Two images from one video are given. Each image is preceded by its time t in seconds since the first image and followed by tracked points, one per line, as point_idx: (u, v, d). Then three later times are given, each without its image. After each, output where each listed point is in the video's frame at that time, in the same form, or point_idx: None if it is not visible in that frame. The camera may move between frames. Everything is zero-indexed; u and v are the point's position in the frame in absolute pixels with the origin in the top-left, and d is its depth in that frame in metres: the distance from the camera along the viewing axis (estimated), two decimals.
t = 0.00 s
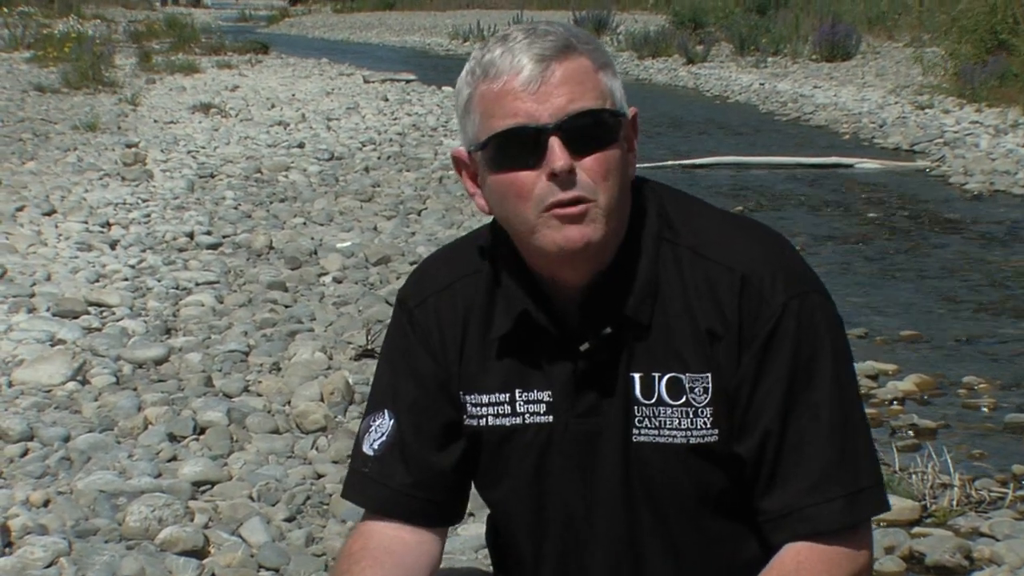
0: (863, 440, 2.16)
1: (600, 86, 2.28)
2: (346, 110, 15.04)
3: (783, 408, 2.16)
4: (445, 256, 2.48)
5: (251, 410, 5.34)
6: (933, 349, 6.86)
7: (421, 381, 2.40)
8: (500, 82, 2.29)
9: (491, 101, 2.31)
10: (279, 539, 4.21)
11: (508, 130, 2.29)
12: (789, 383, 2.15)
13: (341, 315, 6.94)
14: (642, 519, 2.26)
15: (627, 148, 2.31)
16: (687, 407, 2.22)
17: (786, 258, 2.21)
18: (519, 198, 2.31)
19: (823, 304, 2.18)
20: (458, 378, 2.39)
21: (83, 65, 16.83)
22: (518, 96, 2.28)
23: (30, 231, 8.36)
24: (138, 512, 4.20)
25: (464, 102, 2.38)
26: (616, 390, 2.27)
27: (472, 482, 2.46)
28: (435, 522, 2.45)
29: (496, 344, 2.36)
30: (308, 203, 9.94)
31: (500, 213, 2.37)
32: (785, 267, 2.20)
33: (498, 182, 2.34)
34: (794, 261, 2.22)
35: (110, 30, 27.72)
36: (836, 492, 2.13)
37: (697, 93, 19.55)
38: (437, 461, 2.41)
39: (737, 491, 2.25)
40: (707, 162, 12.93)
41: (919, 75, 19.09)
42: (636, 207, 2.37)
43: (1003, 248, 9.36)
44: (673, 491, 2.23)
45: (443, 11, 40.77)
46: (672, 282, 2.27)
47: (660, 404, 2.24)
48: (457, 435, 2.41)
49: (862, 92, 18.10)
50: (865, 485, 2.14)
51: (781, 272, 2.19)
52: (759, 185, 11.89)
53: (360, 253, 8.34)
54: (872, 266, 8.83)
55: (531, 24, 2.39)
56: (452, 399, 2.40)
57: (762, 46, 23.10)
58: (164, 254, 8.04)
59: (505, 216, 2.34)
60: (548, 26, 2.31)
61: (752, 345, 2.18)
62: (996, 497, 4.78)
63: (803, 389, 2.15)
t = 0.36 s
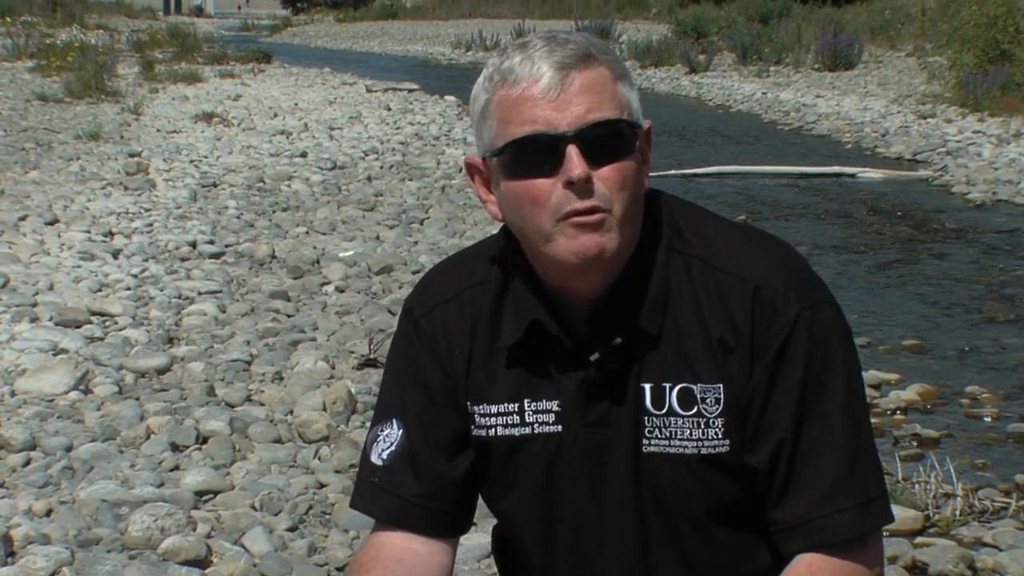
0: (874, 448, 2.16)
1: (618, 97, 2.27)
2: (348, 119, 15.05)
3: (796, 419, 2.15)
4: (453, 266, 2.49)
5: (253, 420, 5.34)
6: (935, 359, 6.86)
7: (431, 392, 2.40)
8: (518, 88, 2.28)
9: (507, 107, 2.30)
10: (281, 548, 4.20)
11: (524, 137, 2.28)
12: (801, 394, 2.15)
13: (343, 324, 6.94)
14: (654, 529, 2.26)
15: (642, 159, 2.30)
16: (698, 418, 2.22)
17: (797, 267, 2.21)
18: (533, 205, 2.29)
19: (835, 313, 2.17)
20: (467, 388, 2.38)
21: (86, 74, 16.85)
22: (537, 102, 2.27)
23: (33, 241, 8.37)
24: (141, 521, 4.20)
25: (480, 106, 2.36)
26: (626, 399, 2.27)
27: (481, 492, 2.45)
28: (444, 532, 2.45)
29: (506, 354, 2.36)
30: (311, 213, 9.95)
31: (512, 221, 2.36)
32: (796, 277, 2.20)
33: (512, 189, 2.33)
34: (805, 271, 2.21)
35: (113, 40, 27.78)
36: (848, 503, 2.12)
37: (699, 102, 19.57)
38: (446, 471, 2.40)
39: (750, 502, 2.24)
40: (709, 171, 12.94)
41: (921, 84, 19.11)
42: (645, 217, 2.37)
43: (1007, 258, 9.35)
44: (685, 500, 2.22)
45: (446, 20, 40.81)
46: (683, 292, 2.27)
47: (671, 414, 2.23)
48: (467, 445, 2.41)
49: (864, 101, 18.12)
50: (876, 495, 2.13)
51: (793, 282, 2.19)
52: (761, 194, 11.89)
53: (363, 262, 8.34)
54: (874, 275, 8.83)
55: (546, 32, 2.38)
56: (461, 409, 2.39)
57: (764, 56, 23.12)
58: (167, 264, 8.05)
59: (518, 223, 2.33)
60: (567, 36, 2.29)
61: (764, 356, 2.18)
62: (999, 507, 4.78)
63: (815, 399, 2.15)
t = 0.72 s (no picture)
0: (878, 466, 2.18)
1: (620, 118, 2.28)
2: (347, 132, 15.05)
3: (801, 440, 2.17)
4: (456, 281, 2.49)
5: (252, 432, 5.34)
6: (934, 371, 6.86)
7: (432, 407, 2.40)
8: (519, 109, 2.29)
9: (508, 128, 2.31)
10: (280, 561, 4.19)
11: (524, 158, 2.29)
12: (806, 415, 2.16)
13: (343, 336, 6.94)
14: (658, 548, 2.26)
15: (643, 179, 2.31)
16: (702, 437, 2.22)
17: (799, 289, 2.22)
18: (532, 227, 2.31)
19: (838, 333, 2.19)
20: (468, 404, 2.38)
21: (85, 86, 16.85)
22: (537, 124, 2.28)
23: (32, 253, 8.37)
24: (139, 534, 4.20)
25: (481, 124, 2.37)
26: (628, 420, 2.27)
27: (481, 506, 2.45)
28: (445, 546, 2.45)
29: (507, 371, 2.36)
30: (310, 225, 9.95)
31: (512, 240, 2.37)
32: (799, 300, 2.21)
33: (511, 210, 2.35)
34: (809, 292, 2.22)
35: (113, 52, 27.80)
36: (855, 522, 2.15)
37: (699, 114, 19.57)
38: (449, 486, 2.40)
39: (752, 520, 2.25)
40: (708, 183, 12.95)
41: (920, 96, 19.11)
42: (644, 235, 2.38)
43: (1006, 271, 9.35)
44: (686, 520, 2.23)
45: (446, 33, 40.82)
46: (685, 312, 2.28)
47: (674, 433, 2.23)
48: (468, 460, 2.41)
49: (863, 113, 18.13)
50: (881, 514, 2.16)
51: (797, 303, 2.20)
52: (761, 206, 11.90)
53: (362, 274, 8.34)
54: (874, 288, 8.83)
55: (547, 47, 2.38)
56: (462, 426, 2.39)
57: (763, 68, 23.11)
58: (166, 276, 8.05)
59: (517, 244, 2.35)
60: (569, 55, 2.30)
61: (768, 377, 2.19)
62: (998, 519, 4.78)
63: (822, 417, 2.17)
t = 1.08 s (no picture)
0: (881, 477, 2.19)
1: (627, 124, 2.27)
2: (347, 137, 15.06)
3: (806, 449, 2.17)
4: (461, 286, 2.48)
5: (251, 437, 5.34)
6: (934, 377, 6.86)
7: (435, 411, 2.39)
8: (525, 115, 2.29)
9: (514, 133, 2.31)
10: (280, 566, 4.19)
11: (529, 164, 2.29)
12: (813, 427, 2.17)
13: (342, 342, 6.94)
14: (660, 555, 2.26)
15: (649, 187, 2.31)
16: (706, 446, 2.21)
17: (804, 299, 2.22)
18: (537, 233, 2.31)
19: (842, 343, 2.19)
20: (472, 410, 2.38)
21: (85, 91, 16.86)
22: (543, 130, 2.28)
23: (32, 259, 8.37)
24: (139, 540, 4.20)
25: (488, 129, 2.38)
26: (632, 428, 2.26)
27: (482, 510, 2.45)
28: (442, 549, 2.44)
29: (510, 377, 2.35)
30: (309, 230, 9.96)
31: (518, 245, 2.37)
32: (805, 311, 2.21)
33: (515, 215, 2.35)
34: (814, 302, 2.22)
35: (113, 57, 27.83)
36: (859, 534, 2.15)
37: (698, 120, 19.57)
38: (451, 491, 2.40)
39: (753, 530, 2.25)
40: (707, 189, 12.95)
41: (919, 102, 19.11)
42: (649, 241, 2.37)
43: (1006, 276, 9.35)
44: (690, 529, 2.22)
45: (446, 38, 40.85)
46: (691, 319, 2.27)
47: (678, 442, 2.22)
48: (471, 465, 2.40)
49: (863, 119, 18.12)
50: (884, 526, 2.17)
51: (803, 315, 2.20)
52: (760, 212, 11.90)
53: (362, 279, 8.34)
54: (874, 293, 8.83)
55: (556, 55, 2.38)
56: (466, 431, 2.39)
57: (762, 73, 23.11)
58: (165, 281, 8.05)
59: (522, 248, 2.35)
60: (577, 61, 2.30)
61: (774, 387, 2.19)
62: (998, 526, 4.77)
63: (828, 428, 2.17)
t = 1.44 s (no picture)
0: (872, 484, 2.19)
1: (613, 154, 2.22)
2: (344, 146, 15.06)
3: (798, 462, 2.17)
4: (450, 296, 2.48)
5: (248, 446, 5.34)
6: (930, 385, 6.86)
7: (424, 424, 2.39)
8: (512, 154, 2.22)
9: (499, 170, 2.25)
10: (277, 574, 4.18)
11: (517, 206, 2.24)
12: (803, 438, 2.17)
13: (339, 350, 6.94)
14: (653, 567, 2.26)
15: (637, 209, 2.28)
16: (696, 461, 2.22)
17: (792, 307, 2.21)
18: (526, 269, 2.28)
19: (831, 351, 2.18)
20: (462, 421, 2.38)
21: (82, 100, 16.86)
22: (530, 172, 2.22)
23: (28, 267, 8.37)
24: (135, 549, 4.20)
25: (470, 159, 2.31)
26: (620, 442, 2.27)
27: (474, 519, 2.46)
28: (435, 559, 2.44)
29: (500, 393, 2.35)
30: (306, 239, 9.96)
31: (504, 271, 2.35)
32: (793, 319, 2.20)
33: (503, 249, 2.31)
34: (801, 310, 2.22)
35: (109, 66, 27.86)
36: (851, 541, 2.15)
37: (695, 128, 19.59)
38: (440, 501, 2.40)
39: (744, 540, 2.26)
40: (703, 198, 12.95)
41: (916, 111, 19.13)
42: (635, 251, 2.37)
43: (1002, 285, 9.35)
44: (682, 543, 2.24)
45: (442, 46, 40.87)
46: (679, 333, 2.27)
47: (668, 456, 2.23)
48: (461, 475, 2.41)
49: (859, 127, 18.14)
50: (876, 533, 2.17)
51: (791, 322, 2.19)
52: (757, 220, 11.90)
53: (358, 288, 8.34)
54: (870, 301, 8.84)
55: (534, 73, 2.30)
56: (455, 442, 2.39)
57: (759, 81, 23.12)
58: (162, 290, 8.05)
59: (511, 278, 2.32)
60: (559, 92, 2.22)
61: (762, 398, 2.19)
62: (995, 534, 4.77)
63: (817, 437, 2.17)
